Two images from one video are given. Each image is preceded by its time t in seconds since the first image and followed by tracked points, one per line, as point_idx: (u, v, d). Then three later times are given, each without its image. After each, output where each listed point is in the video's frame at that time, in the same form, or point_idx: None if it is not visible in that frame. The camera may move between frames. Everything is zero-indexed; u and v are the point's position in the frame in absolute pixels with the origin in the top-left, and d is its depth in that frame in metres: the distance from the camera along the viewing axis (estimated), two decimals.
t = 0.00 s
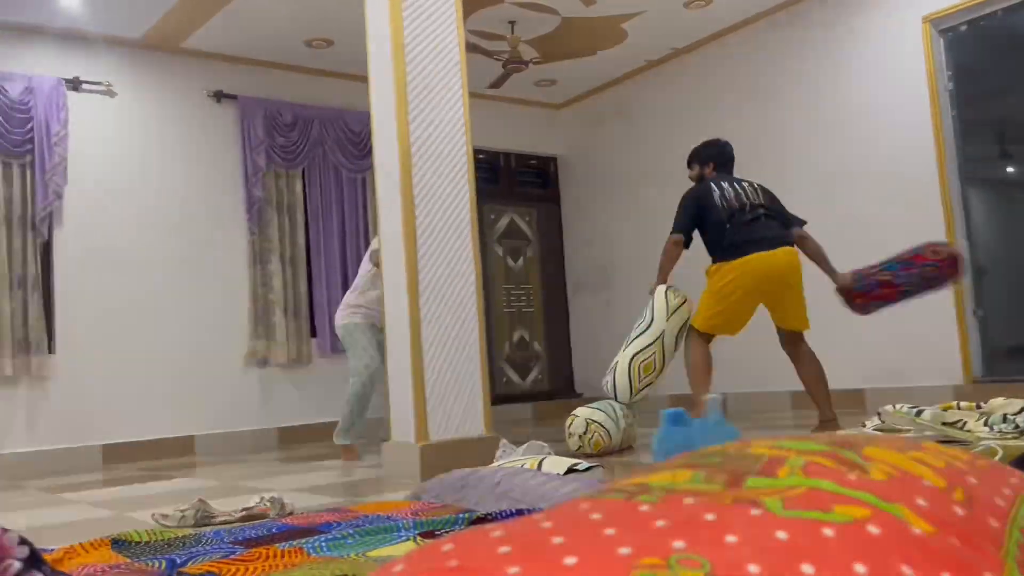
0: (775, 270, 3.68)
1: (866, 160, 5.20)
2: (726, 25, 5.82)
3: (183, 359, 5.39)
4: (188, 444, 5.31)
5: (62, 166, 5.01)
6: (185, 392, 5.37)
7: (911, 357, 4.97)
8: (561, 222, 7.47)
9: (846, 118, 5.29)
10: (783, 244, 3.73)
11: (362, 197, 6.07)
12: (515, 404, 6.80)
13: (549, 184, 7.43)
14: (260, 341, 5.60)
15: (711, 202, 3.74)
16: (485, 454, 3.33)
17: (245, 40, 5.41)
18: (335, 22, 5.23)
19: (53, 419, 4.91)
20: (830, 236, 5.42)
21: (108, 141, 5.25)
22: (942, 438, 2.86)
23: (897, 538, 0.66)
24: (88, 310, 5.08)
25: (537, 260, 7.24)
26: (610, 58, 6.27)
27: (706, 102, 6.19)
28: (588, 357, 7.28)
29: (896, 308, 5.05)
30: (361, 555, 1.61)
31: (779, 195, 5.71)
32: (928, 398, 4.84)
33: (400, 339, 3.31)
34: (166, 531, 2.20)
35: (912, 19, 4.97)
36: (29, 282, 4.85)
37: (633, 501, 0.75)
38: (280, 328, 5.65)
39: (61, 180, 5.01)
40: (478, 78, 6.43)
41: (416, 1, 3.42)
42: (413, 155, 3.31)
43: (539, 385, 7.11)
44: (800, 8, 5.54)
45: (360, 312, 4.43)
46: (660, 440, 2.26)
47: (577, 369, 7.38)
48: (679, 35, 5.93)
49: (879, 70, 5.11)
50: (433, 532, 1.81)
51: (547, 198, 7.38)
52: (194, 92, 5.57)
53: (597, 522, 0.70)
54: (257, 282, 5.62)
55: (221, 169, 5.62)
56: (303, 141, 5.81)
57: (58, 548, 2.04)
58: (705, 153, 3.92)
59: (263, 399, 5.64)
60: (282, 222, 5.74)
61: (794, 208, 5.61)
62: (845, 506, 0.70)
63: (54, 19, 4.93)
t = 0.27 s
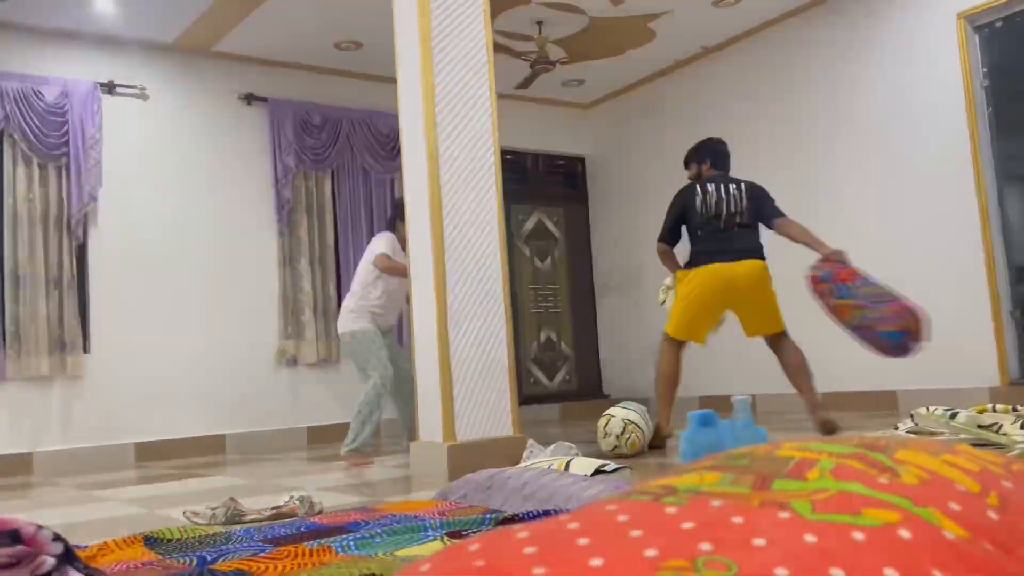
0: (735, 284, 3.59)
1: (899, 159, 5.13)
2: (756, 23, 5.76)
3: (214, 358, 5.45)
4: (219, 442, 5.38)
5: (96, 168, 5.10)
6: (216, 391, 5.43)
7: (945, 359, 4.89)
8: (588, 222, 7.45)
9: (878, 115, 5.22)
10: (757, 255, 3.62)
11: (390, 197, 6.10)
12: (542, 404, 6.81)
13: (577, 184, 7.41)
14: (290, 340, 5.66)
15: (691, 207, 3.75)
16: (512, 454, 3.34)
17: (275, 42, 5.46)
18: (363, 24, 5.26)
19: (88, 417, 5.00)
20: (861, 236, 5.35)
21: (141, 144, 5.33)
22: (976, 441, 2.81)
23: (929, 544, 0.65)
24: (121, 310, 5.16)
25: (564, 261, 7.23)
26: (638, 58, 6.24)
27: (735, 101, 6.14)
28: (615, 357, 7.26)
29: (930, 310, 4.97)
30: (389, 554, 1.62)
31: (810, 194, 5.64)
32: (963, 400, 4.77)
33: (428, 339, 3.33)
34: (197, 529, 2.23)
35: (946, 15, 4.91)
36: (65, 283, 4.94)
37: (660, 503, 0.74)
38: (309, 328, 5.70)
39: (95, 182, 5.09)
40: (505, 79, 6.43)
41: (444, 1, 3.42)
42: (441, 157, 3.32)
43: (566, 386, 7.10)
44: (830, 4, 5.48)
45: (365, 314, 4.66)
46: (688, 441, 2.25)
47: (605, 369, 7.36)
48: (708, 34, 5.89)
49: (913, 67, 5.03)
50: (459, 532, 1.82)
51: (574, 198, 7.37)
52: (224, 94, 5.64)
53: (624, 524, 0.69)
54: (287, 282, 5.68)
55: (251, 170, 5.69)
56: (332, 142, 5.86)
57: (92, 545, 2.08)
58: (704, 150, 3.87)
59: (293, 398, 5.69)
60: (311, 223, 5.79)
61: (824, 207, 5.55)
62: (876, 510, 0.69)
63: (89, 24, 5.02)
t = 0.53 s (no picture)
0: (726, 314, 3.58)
1: (944, 157, 5.02)
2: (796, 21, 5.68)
3: (255, 359, 5.53)
4: (260, 441, 5.46)
5: (141, 171, 5.20)
6: (257, 391, 5.51)
7: (993, 362, 4.79)
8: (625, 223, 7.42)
9: (923, 113, 5.12)
10: (746, 283, 3.58)
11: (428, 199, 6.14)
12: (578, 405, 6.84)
13: (613, 185, 7.38)
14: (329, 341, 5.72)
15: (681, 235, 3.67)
16: (549, 455, 3.34)
17: (314, 46, 5.52)
18: (401, 28, 5.30)
19: (133, 416, 5.11)
20: (905, 236, 5.25)
21: (184, 148, 5.43)
22: None
23: (979, 548, 0.64)
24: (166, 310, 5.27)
25: (601, 262, 7.22)
26: (676, 57, 6.20)
27: (775, 100, 6.06)
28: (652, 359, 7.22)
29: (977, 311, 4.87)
30: (427, 553, 1.64)
31: (851, 194, 5.55)
32: (1011, 404, 4.66)
33: (464, 340, 3.34)
34: (239, 526, 2.26)
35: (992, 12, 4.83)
36: (112, 284, 5.06)
37: (701, 504, 0.74)
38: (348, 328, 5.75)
39: (140, 185, 5.19)
40: (542, 80, 6.43)
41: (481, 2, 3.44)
42: (477, 157, 3.33)
43: (603, 387, 7.09)
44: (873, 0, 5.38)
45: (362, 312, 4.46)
46: (726, 445, 2.22)
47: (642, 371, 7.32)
48: (747, 32, 5.82)
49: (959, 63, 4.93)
50: (497, 532, 1.83)
51: (611, 198, 7.34)
52: (265, 98, 5.72)
53: (664, 524, 0.69)
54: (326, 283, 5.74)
55: (291, 173, 5.76)
56: (370, 144, 5.91)
57: (138, 541, 2.12)
58: (706, 176, 3.74)
59: (332, 398, 5.75)
60: (350, 225, 5.84)
61: (867, 206, 5.46)
62: (923, 513, 0.68)
63: (135, 31, 5.12)
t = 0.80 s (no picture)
0: (686, 312, 3.94)
1: (982, 157, 4.93)
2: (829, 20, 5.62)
3: (287, 361, 5.59)
4: (293, 442, 5.51)
5: (177, 175, 5.28)
6: (289, 393, 5.57)
7: None
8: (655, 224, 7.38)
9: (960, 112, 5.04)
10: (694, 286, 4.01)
11: (458, 201, 6.16)
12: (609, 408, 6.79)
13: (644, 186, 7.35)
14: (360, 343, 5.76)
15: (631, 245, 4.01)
16: (579, 457, 3.33)
17: (346, 51, 5.57)
18: (431, 31, 5.32)
19: (168, 416, 5.18)
20: (941, 236, 5.16)
21: (218, 152, 5.50)
22: None
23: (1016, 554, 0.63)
24: (200, 313, 5.34)
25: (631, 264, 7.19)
26: (706, 58, 6.15)
27: (808, 100, 6.00)
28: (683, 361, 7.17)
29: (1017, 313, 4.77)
30: (457, 554, 1.64)
31: (886, 194, 5.47)
32: None
33: (494, 341, 3.35)
34: (272, 526, 2.28)
35: None
36: (147, 286, 5.13)
37: (731, 507, 0.73)
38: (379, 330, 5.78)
39: (176, 189, 5.27)
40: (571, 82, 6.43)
41: (509, 3, 3.44)
42: (506, 159, 3.34)
43: (633, 390, 7.05)
44: None
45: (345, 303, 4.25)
46: (755, 446, 2.20)
47: (673, 373, 7.27)
48: (779, 32, 5.77)
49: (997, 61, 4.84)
50: (527, 534, 1.82)
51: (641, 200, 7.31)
52: (297, 102, 5.78)
53: (694, 528, 0.69)
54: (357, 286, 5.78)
55: (322, 176, 5.81)
56: (401, 147, 5.94)
57: (173, 539, 2.15)
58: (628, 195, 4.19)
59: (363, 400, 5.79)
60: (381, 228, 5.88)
61: (902, 207, 5.38)
62: (959, 518, 0.67)
63: (170, 37, 5.21)
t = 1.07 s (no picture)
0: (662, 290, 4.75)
1: (1006, 157, 4.87)
2: (849, 20, 5.57)
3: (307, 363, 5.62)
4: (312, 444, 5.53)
5: (197, 179, 5.32)
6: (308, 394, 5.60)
7: None
8: (674, 226, 7.36)
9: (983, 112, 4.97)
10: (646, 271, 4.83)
11: (476, 204, 6.17)
12: (627, 410, 6.78)
13: (662, 188, 7.33)
14: (379, 345, 5.78)
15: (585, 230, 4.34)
16: (598, 460, 3.32)
17: (364, 54, 5.60)
18: (449, 34, 5.33)
19: (189, 418, 5.22)
20: (964, 237, 5.10)
21: (238, 156, 5.54)
22: None
23: None
24: (220, 315, 5.38)
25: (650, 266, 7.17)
26: (725, 59, 6.13)
27: (827, 100, 5.95)
28: (702, 364, 7.14)
29: None
30: (476, 556, 1.64)
31: (907, 195, 5.42)
32: None
33: (513, 342, 3.35)
34: (292, 527, 2.30)
35: None
36: (169, 289, 5.18)
37: (751, 509, 0.73)
38: (398, 332, 5.80)
39: (196, 193, 5.31)
40: (589, 84, 6.42)
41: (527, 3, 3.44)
42: (524, 161, 3.34)
43: (652, 392, 7.03)
44: None
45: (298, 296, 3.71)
46: (774, 449, 2.18)
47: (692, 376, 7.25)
48: (798, 33, 5.73)
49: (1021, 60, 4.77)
50: (546, 536, 1.82)
51: (660, 202, 7.29)
52: (317, 106, 5.81)
53: (714, 529, 0.68)
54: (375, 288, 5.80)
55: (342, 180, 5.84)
56: (419, 150, 5.96)
57: (194, 540, 2.17)
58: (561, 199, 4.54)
59: (382, 402, 5.81)
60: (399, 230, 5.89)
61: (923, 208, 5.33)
62: (983, 521, 0.66)
63: (191, 42, 5.25)
